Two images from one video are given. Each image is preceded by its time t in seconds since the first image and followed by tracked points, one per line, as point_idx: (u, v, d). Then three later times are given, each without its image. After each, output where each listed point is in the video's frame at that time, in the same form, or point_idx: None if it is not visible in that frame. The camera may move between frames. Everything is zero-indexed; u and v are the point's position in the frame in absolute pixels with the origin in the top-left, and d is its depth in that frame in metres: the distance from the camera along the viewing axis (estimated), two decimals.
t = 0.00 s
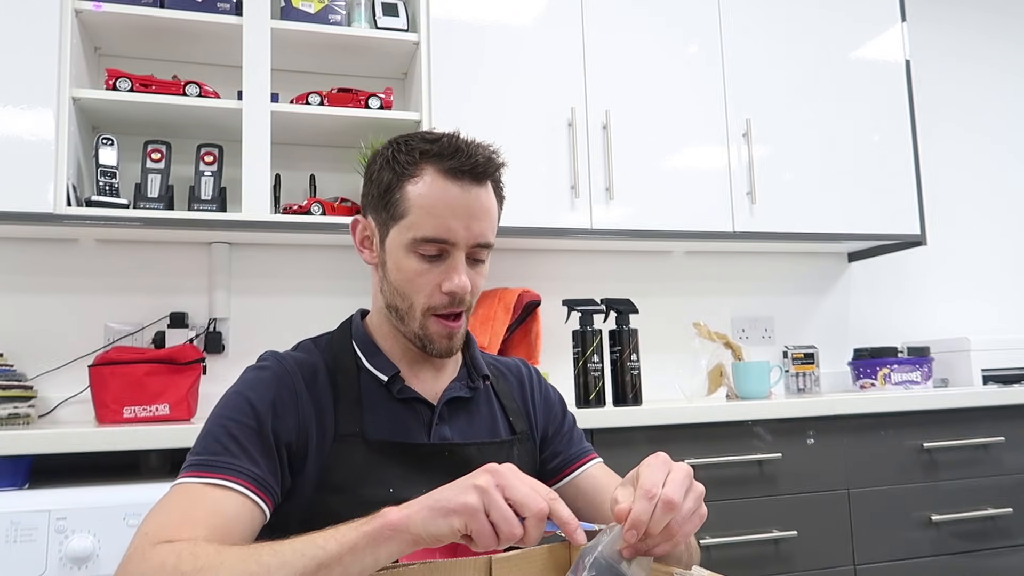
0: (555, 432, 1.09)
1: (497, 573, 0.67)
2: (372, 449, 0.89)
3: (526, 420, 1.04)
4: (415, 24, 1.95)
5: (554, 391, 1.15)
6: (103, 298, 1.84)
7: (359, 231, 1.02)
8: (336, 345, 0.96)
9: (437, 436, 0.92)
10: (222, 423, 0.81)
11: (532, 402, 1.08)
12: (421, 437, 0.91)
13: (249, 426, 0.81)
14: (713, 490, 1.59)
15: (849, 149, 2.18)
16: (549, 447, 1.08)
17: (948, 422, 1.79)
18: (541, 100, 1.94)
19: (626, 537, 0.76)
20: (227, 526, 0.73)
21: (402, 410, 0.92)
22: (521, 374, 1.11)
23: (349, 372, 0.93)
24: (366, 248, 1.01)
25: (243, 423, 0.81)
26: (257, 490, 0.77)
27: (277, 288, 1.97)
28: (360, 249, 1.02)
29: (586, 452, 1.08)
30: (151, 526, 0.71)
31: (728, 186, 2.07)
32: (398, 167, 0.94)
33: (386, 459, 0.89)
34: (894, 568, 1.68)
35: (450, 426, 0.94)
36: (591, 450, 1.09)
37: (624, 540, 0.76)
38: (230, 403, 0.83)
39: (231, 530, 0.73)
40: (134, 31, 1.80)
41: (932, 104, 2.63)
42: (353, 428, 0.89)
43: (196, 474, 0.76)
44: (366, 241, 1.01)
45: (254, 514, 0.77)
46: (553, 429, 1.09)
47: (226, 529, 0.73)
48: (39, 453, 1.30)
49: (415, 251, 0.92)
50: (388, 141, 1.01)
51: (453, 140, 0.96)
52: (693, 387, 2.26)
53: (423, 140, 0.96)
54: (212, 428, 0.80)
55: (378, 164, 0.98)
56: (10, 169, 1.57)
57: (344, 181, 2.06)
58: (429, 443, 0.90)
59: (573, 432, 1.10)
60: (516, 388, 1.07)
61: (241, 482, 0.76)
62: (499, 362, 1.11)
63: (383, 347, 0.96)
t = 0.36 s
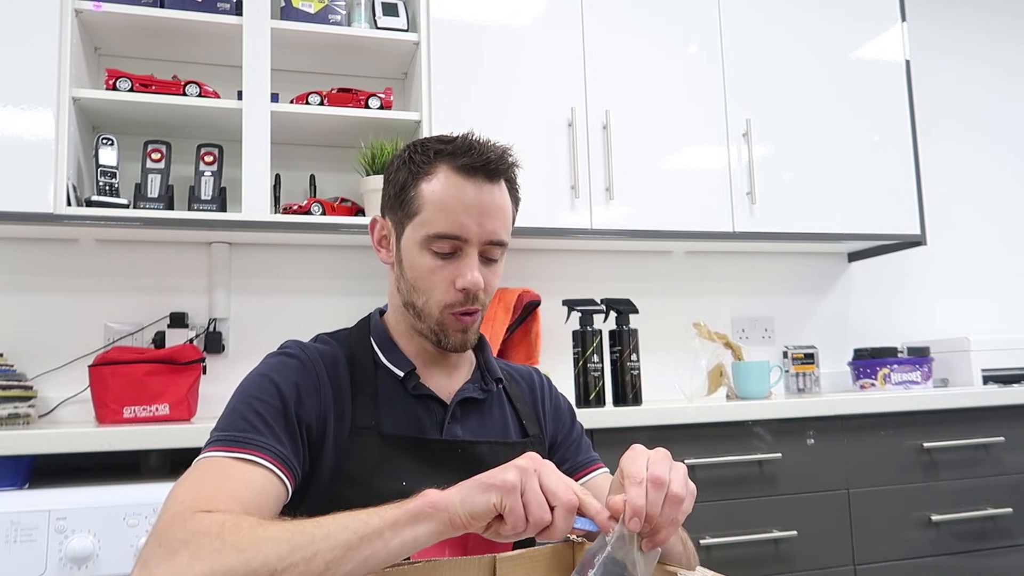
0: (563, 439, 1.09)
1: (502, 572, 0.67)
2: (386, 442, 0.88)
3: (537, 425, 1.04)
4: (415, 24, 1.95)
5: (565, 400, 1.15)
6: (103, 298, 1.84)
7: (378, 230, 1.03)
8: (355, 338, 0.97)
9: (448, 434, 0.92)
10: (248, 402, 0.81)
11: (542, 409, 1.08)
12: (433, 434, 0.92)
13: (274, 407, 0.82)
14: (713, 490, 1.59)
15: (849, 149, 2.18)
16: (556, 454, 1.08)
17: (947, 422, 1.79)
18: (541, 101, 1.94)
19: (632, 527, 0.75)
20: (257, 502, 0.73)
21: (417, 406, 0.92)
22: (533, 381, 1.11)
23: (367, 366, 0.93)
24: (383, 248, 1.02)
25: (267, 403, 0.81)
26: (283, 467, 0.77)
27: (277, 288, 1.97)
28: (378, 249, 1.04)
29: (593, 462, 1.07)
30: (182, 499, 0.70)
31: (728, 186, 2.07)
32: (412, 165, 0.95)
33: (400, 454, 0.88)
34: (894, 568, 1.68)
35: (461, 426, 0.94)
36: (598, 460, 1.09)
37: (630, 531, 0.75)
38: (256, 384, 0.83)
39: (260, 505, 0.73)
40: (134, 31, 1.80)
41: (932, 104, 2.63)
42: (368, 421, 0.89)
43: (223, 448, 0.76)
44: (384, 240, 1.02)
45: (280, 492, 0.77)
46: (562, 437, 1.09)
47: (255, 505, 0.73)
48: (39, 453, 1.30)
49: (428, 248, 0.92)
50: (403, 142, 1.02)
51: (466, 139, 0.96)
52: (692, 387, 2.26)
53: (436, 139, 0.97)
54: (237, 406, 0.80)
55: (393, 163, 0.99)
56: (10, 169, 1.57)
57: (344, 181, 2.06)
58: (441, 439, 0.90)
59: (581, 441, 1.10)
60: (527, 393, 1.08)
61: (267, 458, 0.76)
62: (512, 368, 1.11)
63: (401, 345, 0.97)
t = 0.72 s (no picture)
0: (568, 446, 1.08)
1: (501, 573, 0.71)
2: (388, 445, 0.88)
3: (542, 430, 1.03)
4: (415, 24, 1.95)
5: (570, 406, 1.14)
6: (103, 298, 1.84)
7: (388, 228, 1.03)
8: (361, 339, 0.97)
9: (450, 440, 0.92)
10: (245, 397, 0.81)
11: (547, 415, 1.08)
12: (434, 438, 0.91)
13: (270, 403, 0.82)
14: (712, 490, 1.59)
15: (849, 148, 2.18)
16: (561, 461, 1.07)
17: (947, 422, 1.79)
18: (541, 100, 1.94)
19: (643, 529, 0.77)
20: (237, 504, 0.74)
21: (419, 409, 0.92)
22: (538, 386, 1.10)
23: (372, 367, 0.93)
24: (393, 246, 1.02)
25: (263, 401, 0.82)
26: (270, 467, 0.77)
27: (277, 288, 1.97)
28: (389, 247, 1.03)
29: (598, 468, 1.06)
30: (162, 490, 0.71)
31: (728, 186, 2.07)
32: (424, 166, 0.94)
33: (401, 457, 0.88)
34: (894, 568, 1.68)
35: (465, 431, 0.94)
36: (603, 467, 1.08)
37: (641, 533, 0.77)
38: (256, 379, 0.84)
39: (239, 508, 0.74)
40: (134, 31, 1.80)
41: (932, 104, 2.63)
42: (371, 423, 0.89)
43: (214, 441, 0.76)
44: (394, 239, 1.02)
45: (263, 493, 0.77)
46: (567, 443, 1.08)
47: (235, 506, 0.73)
48: (39, 453, 1.30)
49: (436, 251, 0.92)
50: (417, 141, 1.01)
51: (480, 141, 0.95)
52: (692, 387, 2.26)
53: (450, 140, 0.96)
54: (233, 400, 0.81)
55: (406, 162, 0.98)
56: (10, 169, 1.57)
57: (344, 181, 2.06)
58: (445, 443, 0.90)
59: (586, 449, 1.08)
60: (531, 398, 1.08)
61: (255, 457, 0.76)
62: (517, 372, 1.11)
63: (408, 347, 0.97)
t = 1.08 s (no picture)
0: (568, 443, 1.08)
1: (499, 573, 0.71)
2: (382, 446, 0.88)
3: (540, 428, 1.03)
4: (415, 24, 1.95)
5: (570, 402, 1.14)
6: (103, 298, 1.84)
7: (375, 230, 1.02)
8: (354, 339, 0.97)
9: (445, 441, 0.92)
10: (230, 391, 0.82)
11: (545, 412, 1.07)
12: (430, 439, 0.91)
13: (254, 399, 0.83)
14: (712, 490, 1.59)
15: (849, 148, 2.18)
16: (561, 459, 1.07)
17: (947, 422, 1.79)
18: (541, 100, 1.94)
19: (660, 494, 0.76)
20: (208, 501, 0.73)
21: (413, 410, 0.92)
22: (536, 382, 1.10)
23: (367, 368, 0.93)
24: (381, 248, 1.02)
25: (248, 395, 0.83)
26: (247, 464, 0.77)
27: (277, 288, 1.97)
28: (377, 249, 1.02)
29: (598, 465, 1.06)
30: (132, 477, 0.70)
31: (728, 186, 2.07)
32: (407, 169, 0.93)
33: (395, 458, 0.88)
34: (894, 568, 1.68)
35: (460, 432, 0.94)
36: (604, 463, 1.07)
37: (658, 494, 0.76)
38: (243, 375, 0.85)
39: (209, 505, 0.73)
40: (134, 31, 1.80)
41: (931, 104, 2.63)
42: (366, 425, 0.89)
43: (193, 430, 0.76)
44: (382, 241, 1.01)
45: (234, 491, 0.76)
46: (567, 441, 1.08)
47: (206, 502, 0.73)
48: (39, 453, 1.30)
49: (423, 255, 0.91)
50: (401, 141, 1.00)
51: (463, 141, 0.94)
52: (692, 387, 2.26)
53: (433, 141, 0.95)
54: (218, 394, 0.82)
55: (390, 165, 0.97)
56: (10, 169, 1.57)
57: (344, 181, 2.06)
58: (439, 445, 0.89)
59: (586, 446, 1.08)
60: (529, 396, 1.07)
61: (231, 451, 0.76)
62: (514, 369, 1.10)
63: (401, 347, 0.97)
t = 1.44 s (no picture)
0: (566, 427, 1.09)
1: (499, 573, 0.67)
2: (372, 448, 0.87)
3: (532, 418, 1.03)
4: (415, 24, 1.95)
5: (562, 385, 1.14)
6: (104, 299, 1.84)
7: (356, 231, 1.02)
8: (335, 343, 0.96)
9: (436, 438, 0.91)
10: (204, 412, 0.83)
11: (540, 399, 1.07)
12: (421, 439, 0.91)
13: (229, 417, 0.83)
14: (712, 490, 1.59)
15: (849, 148, 2.18)
16: (561, 443, 1.08)
17: (947, 422, 1.79)
18: (541, 101, 1.94)
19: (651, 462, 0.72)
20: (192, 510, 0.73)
21: (401, 408, 0.92)
22: (527, 370, 1.10)
23: (350, 371, 0.93)
24: (364, 251, 1.01)
25: (223, 414, 0.83)
26: (229, 480, 0.78)
27: (277, 288, 1.97)
28: (355, 251, 1.03)
29: (599, 445, 1.08)
30: (107, 506, 0.71)
31: (728, 186, 2.07)
32: (391, 169, 0.93)
33: (385, 460, 0.87)
34: (893, 568, 1.68)
35: (451, 427, 0.94)
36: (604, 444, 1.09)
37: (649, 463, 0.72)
38: (217, 394, 0.85)
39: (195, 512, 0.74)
40: (133, 31, 1.80)
41: (932, 103, 2.63)
42: (353, 428, 0.88)
43: (171, 457, 0.77)
44: (364, 242, 1.01)
45: (223, 505, 0.77)
46: (565, 426, 1.09)
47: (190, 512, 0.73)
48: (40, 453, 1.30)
49: (415, 255, 0.91)
50: (378, 139, 0.99)
51: (446, 136, 0.94)
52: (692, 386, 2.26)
53: (415, 138, 0.95)
54: (195, 416, 0.82)
55: (371, 165, 0.97)
56: (10, 170, 1.57)
57: (344, 181, 2.06)
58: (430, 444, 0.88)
59: (584, 429, 1.09)
60: (520, 384, 1.07)
61: (212, 471, 0.77)
62: (503, 359, 1.10)
63: (386, 346, 0.96)
